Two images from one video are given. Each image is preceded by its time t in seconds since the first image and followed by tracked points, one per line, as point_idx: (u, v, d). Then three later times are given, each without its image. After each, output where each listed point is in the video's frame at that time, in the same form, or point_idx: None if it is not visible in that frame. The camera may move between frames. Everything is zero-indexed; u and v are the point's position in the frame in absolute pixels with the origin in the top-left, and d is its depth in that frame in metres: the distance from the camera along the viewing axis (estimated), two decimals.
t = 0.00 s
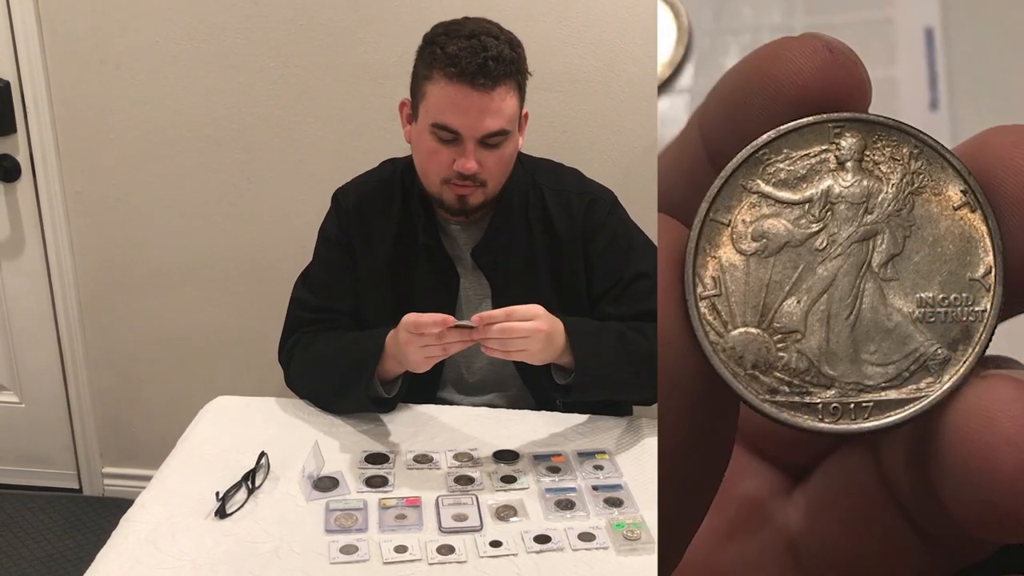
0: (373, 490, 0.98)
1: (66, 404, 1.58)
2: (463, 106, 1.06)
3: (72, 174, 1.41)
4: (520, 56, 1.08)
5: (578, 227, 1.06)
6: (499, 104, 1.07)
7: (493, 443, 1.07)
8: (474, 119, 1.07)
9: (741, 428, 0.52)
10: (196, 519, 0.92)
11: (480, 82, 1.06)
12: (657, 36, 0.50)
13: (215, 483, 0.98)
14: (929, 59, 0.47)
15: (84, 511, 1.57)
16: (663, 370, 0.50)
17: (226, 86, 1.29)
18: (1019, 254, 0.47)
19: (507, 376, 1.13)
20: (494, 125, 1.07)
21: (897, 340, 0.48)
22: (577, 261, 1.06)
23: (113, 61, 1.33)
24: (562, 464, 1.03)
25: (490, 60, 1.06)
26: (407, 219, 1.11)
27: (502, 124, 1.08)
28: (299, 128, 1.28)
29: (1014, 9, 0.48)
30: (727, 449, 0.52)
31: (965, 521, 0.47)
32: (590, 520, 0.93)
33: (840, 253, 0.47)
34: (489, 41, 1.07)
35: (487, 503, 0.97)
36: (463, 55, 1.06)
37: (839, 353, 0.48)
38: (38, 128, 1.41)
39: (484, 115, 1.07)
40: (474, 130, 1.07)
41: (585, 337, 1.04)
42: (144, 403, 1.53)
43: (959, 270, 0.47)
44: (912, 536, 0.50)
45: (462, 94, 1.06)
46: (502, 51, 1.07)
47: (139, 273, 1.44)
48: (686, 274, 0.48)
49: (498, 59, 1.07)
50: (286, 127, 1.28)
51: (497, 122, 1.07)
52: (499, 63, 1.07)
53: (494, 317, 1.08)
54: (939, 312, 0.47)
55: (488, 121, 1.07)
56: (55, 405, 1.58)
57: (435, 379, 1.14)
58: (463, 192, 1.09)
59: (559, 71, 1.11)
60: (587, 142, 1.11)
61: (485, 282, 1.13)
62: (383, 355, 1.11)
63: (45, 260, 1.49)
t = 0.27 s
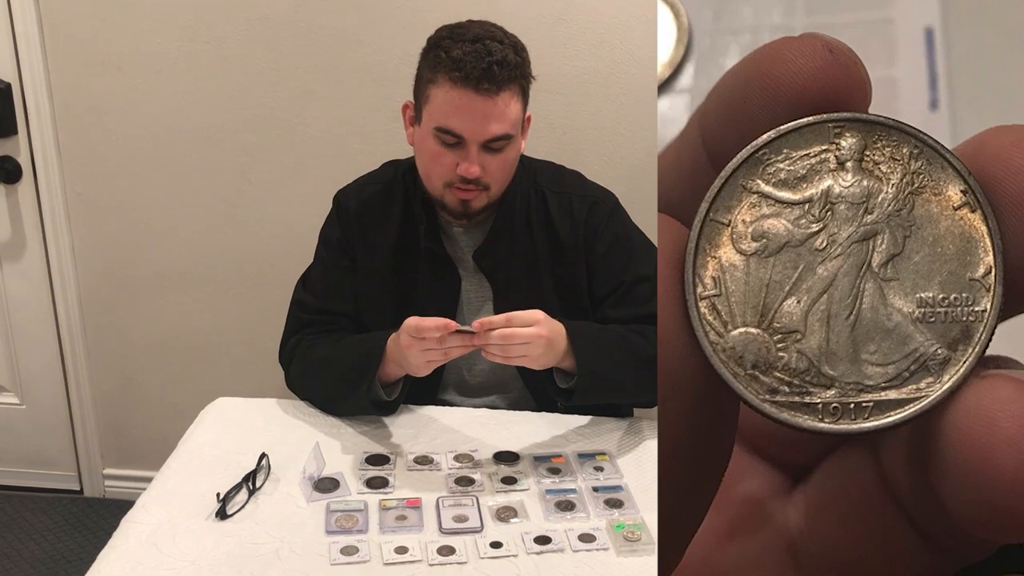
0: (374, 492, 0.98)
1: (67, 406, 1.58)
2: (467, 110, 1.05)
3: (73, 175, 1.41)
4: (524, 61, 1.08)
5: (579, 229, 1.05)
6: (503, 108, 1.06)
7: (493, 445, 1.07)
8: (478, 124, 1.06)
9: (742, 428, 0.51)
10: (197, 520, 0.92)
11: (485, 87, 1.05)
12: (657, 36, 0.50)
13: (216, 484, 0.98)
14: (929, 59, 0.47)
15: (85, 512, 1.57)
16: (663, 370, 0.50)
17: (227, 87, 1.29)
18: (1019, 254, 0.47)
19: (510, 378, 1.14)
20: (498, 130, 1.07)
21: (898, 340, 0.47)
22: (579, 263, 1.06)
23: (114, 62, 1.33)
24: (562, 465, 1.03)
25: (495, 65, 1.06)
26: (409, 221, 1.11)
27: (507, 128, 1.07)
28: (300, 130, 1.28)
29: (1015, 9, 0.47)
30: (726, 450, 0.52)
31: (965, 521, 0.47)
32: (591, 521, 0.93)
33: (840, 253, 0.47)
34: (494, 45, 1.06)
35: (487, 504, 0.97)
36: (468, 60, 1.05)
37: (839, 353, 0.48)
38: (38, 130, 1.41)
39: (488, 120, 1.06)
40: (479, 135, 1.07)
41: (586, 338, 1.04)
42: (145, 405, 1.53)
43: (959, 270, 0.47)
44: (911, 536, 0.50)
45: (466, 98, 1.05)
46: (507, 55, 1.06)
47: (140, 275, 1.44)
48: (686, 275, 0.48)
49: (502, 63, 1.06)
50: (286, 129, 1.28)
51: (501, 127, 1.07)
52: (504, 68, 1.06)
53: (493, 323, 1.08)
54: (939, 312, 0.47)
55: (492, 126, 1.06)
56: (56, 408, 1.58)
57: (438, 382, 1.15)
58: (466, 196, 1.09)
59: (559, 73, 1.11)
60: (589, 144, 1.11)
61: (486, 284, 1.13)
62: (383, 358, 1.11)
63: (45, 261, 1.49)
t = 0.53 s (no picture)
0: (375, 493, 0.98)
1: (68, 407, 1.58)
2: (469, 112, 1.05)
3: (75, 177, 1.42)
4: (526, 64, 1.09)
5: (580, 231, 1.05)
6: (505, 110, 1.07)
7: (492, 446, 1.07)
8: (480, 126, 1.06)
9: (742, 429, 0.51)
10: (198, 522, 0.92)
11: (487, 89, 1.05)
12: (657, 36, 0.50)
13: (217, 485, 0.98)
14: (929, 59, 0.47)
15: (87, 513, 1.57)
16: (663, 370, 0.50)
17: (228, 89, 1.29)
18: (1019, 254, 0.47)
19: (510, 380, 1.14)
20: (500, 133, 1.07)
21: (898, 340, 0.47)
22: (579, 265, 1.06)
23: (116, 64, 1.33)
24: (563, 467, 1.03)
25: (497, 67, 1.06)
26: (410, 223, 1.11)
27: (508, 130, 1.07)
28: (301, 132, 1.28)
29: (1015, 9, 0.47)
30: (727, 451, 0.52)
31: (965, 522, 0.47)
32: (592, 523, 0.93)
33: (840, 253, 0.47)
34: (496, 47, 1.07)
35: (489, 505, 0.97)
36: (470, 62, 1.05)
37: (839, 353, 0.48)
38: (39, 132, 1.42)
39: (490, 122, 1.07)
40: (480, 137, 1.07)
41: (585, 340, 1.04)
42: (146, 406, 1.53)
43: (959, 270, 0.47)
44: (912, 536, 0.50)
45: (469, 100, 1.05)
46: (509, 57, 1.07)
47: (141, 276, 1.44)
48: (686, 274, 0.48)
49: (504, 66, 1.07)
50: (286, 130, 1.28)
51: (503, 129, 1.07)
52: (506, 71, 1.07)
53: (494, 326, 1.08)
54: (939, 312, 0.47)
55: (494, 128, 1.07)
56: (56, 409, 1.58)
57: (439, 384, 1.15)
58: (467, 198, 1.09)
59: (560, 75, 1.12)
60: (589, 146, 1.11)
61: (488, 285, 1.13)
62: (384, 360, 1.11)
63: (47, 263, 1.50)
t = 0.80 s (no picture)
0: (376, 493, 0.98)
1: (69, 408, 1.58)
2: (472, 109, 1.05)
3: (75, 177, 1.42)
4: (528, 61, 1.09)
5: (581, 232, 1.06)
6: (507, 106, 1.07)
7: (496, 446, 1.08)
8: (483, 122, 1.06)
9: (741, 429, 0.51)
10: (199, 522, 0.92)
11: (490, 85, 1.05)
12: (657, 36, 0.50)
13: (218, 486, 0.98)
14: (929, 59, 0.47)
15: (87, 514, 1.57)
16: (663, 370, 0.50)
17: (228, 89, 1.29)
18: (1020, 254, 0.47)
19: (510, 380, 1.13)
20: (502, 129, 1.07)
21: (898, 339, 0.47)
22: (580, 266, 1.06)
23: (116, 65, 1.33)
24: (564, 467, 1.03)
25: (500, 64, 1.06)
26: (412, 223, 1.11)
27: (511, 127, 1.07)
28: (301, 132, 1.28)
29: (1014, 9, 0.48)
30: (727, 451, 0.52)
31: (965, 522, 0.47)
32: (593, 523, 0.93)
33: (840, 253, 0.47)
34: (499, 44, 1.07)
35: (490, 506, 0.97)
36: (472, 58, 1.05)
37: (840, 353, 0.48)
38: (40, 133, 1.42)
39: (492, 118, 1.06)
40: (482, 133, 1.07)
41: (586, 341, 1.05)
42: (146, 406, 1.53)
43: (959, 270, 0.47)
44: (912, 536, 0.50)
45: (471, 96, 1.05)
46: (511, 55, 1.07)
47: (141, 277, 1.44)
48: (686, 274, 0.48)
49: (507, 62, 1.06)
50: (287, 131, 1.28)
51: (505, 126, 1.07)
52: (509, 67, 1.06)
53: (500, 310, 1.07)
54: (939, 312, 0.47)
55: (496, 124, 1.07)
56: (57, 409, 1.59)
57: (439, 384, 1.14)
58: (469, 195, 1.09)
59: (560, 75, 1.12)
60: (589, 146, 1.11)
61: (490, 285, 1.13)
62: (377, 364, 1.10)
63: (48, 263, 1.50)
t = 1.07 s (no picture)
0: (375, 492, 0.98)
1: (69, 407, 1.59)
2: (471, 111, 1.05)
3: (76, 176, 1.42)
4: (528, 63, 1.08)
5: (581, 234, 1.06)
6: (507, 109, 1.06)
7: (495, 445, 1.08)
8: (483, 125, 1.06)
9: (741, 428, 0.51)
10: (199, 521, 0.92)
11: (488, 88, 1.04)
12: (657, 36, 0.50)
13: (218, 484, 0.98)
14: (929, 59, 0.47)
15: (87, 513, 1.57)
16: (663, 370, 0.50)
17: (229, 89, 1.29)
18: (1019, 254, 0.47)
19: (511, 380, 1.13)
20: (502, 131, 1.06)
21: (897, 340, 0.47)
22: (580, 266, 1.06)
23: (116, 64, 1.33)
24: (564, 467, 1.03)
25: (499, 66, 1.05)
26: (412, 223, 1.11)
27: (511, 129, 1.06)
28: (301, 132, 1.28)
29: (1015, 9, 0.48)
30: (727, 451, 0.52)
31: (965, 522, 0.47)
32: (592, 522, 0.93)
33: (840, 253, 0.47)
34: (499, 47, 1.06)
35: (489, 505, 0.97)
36: (472, 60, 1.05)
37: (839, 353, 0.48)
38: (40, 132, 1.42)
39: (492, 120, 1.06)
40: (482, 135, 1.06)
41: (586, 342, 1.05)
42: (146, 406, 1.53)
43: (959, 270, 0.47)
44: (912, 536, 0.50)
45: (471, 98, 1.05)
46: (511, 57, 1.06)
47: (141, 276, 1.44)
48: (686, 274, 0.48)
49: (506, 65, 1.06)
50: (286, 131, 1.28)
51: (504, 127, 1.06)
52: (508, 69, 1.06)
53: (494, 314, 1.07)
54: (939, 312, 0.47)
55: (496, 127, 1.06)
56: (56, 408, 1.59)
57: (440, 382, 1.14)
58: (468, 197, 1.09)
59: (560, 76, 1.12)
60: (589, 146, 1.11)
61: (490, 284, 1.13)
62: (377, 359, 1.11)
63: (48, 262, 1.50)
